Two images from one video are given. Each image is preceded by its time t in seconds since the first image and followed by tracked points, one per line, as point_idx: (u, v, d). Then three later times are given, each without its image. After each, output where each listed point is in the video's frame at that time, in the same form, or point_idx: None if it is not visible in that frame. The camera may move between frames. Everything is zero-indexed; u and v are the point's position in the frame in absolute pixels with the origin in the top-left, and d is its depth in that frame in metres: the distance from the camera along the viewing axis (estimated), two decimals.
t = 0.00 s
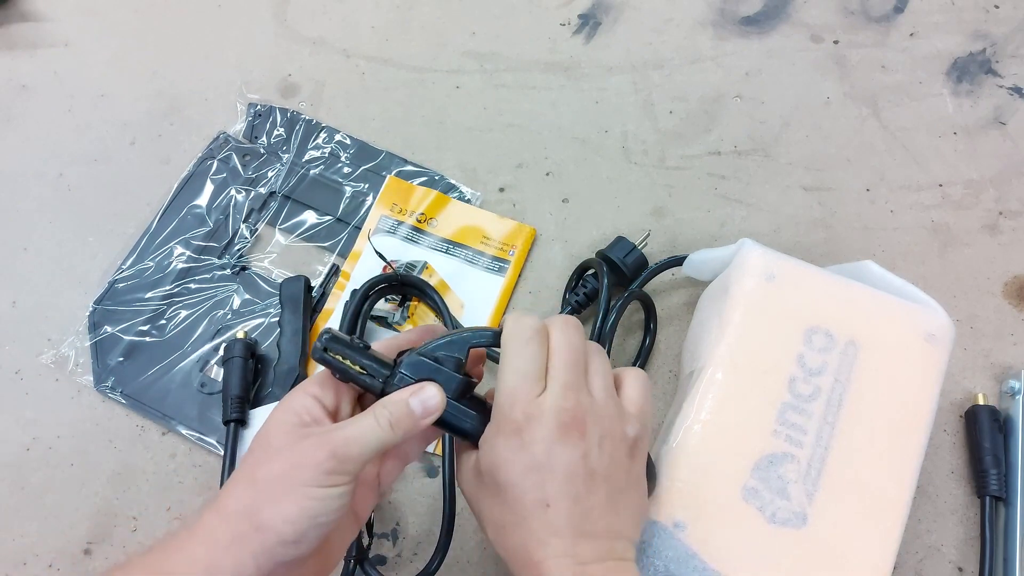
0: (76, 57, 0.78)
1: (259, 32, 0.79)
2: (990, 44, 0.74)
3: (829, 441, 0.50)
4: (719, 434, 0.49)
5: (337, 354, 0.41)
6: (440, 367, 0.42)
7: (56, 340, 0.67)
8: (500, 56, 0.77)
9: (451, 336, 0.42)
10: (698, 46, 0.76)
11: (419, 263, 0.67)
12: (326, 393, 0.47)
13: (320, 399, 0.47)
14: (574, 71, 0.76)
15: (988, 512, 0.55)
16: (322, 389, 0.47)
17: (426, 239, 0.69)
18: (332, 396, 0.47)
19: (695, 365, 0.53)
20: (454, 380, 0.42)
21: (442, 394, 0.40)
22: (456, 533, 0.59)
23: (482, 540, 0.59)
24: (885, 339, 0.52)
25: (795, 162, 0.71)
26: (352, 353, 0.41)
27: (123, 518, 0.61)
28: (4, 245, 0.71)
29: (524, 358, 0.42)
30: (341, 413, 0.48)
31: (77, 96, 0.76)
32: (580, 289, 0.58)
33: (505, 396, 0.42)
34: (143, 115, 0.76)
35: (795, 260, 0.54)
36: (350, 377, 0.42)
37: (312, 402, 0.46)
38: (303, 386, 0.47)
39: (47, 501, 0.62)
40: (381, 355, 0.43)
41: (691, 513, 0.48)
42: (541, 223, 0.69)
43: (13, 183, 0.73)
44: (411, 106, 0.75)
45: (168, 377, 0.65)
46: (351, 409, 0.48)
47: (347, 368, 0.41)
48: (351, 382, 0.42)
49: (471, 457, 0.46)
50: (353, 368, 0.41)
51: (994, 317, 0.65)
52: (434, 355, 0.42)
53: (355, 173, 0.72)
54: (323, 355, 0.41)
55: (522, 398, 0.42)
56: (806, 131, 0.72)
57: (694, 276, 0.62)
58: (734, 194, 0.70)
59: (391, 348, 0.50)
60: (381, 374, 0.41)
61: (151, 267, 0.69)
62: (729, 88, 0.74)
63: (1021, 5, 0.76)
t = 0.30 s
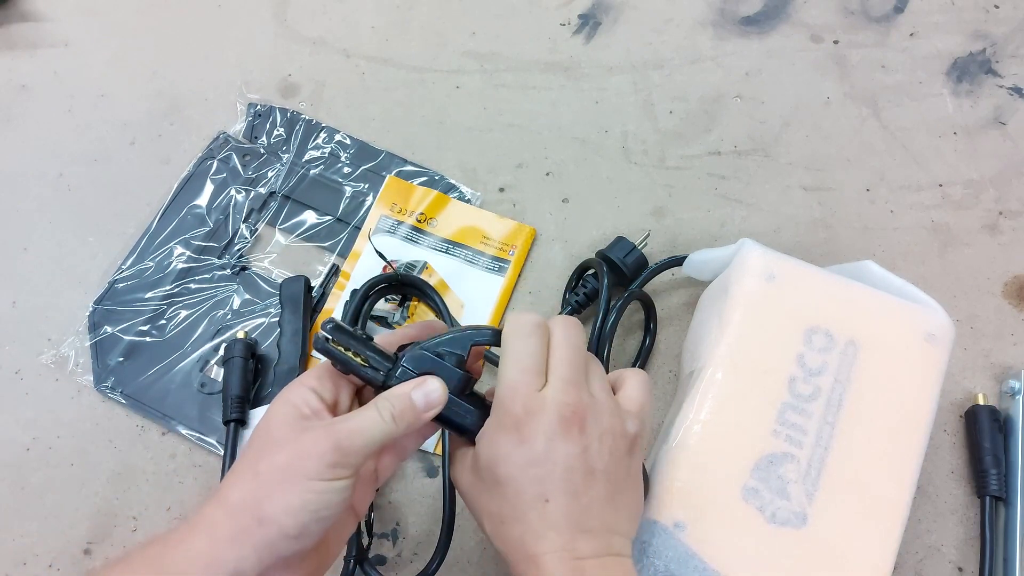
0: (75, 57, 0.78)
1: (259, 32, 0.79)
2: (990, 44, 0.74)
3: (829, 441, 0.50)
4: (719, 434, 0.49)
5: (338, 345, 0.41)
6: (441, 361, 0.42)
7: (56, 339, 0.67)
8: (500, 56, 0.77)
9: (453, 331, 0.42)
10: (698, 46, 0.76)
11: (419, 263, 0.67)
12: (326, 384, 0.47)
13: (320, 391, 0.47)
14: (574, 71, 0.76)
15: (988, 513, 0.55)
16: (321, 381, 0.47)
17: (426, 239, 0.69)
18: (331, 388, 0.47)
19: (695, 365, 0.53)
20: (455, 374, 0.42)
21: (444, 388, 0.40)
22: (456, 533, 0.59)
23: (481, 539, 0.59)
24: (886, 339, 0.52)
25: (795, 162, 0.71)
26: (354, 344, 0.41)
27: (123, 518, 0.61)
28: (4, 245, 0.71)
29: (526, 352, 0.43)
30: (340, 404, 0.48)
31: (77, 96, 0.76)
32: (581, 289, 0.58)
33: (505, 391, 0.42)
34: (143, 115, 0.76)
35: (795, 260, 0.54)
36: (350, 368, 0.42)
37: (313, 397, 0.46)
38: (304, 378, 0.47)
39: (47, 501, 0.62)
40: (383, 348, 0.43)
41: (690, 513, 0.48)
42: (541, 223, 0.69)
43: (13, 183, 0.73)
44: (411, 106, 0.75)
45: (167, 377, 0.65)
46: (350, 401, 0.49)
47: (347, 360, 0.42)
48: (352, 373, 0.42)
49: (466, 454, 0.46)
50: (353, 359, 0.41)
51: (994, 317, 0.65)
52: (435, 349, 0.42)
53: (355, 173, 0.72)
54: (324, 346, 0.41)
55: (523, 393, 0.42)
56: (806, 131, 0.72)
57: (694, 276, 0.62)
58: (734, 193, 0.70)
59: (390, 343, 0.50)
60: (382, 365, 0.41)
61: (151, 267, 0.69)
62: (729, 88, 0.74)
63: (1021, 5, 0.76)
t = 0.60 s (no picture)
0: (75, 57, 0.78)
1: (259, 31, 0.79)
2: (989, 44, 0.74)
3: (829, 441, 0.50)
4: (719, 434, 0.49)
5: (338, 346, 0.40)
6: (444, 364, 0.41)
7: (56, 340, 0.67)
8: (500, 56, 0.77)
9: (457, 334, 0.42)
10: (698, 46, 0.76)
11: (419, 262, 0.67)
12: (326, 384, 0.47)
13: (321, 391, 0.46)
14: (574, 71, 0.76)
15: (988, 512, 0.55)
16: (322, 381, 0.47)
17: (426, 239, 0.69)
18: (332, 389, 0.47)
19: (695, 365, 0.53)
20: (457, 376, 0.41)
21: (447, 392, 0.40)
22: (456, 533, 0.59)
23: (482, 539, 0.59)
24: (886, 339, 0.52)
25: (795, 162, 0.71)
26: (355, 346, 0.40)
27: (124, 518, 0.61)
28: (4, 245, 0.71)
29: (529, 354, 0.42)
30: (341, 406, 0.48)
31: (77, 96, 0.76)
32: (581, 289, 0.58)
33: (509, 393, 0.42)
34: (144, 115, 0.76)
35: (795, 260, 0.54)
36: (350, 368, 0.41)
37: (314, 396, 0.46)
38: (304, 377, 0.47)
39: (47, 501, 0.62)
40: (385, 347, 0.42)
41: (691, 513, 0.48)
42: (541, 223, 0.69)
43: (13, 183, 0.73)
44: (411, 106, 0.75)
45: (168, 378, 0.65)
46: (350, 403, 0.48)
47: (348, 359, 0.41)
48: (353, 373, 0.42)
49: (468, 454, 0.46)
50: (353, 360, 0.41)
51: (994, 317, 0.65)
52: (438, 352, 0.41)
53: (355, 173, 0.72)
54: (325, 347, 0.40)
55: (526, 391, 0.42)
56: (806, 131, 0.72)
57: (694, 276, 0.62)
58: (734, 193, 0.70)
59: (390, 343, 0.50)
60: (384, 368, 0.41)
61: (151, 267, 0.69)
62: (729, 88, 0.74)
63: (1021, 5, 0.76)
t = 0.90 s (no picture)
0: (75, 57, 0.78)
1: (259, 31, 0.79)
2: (990, 44, 0.74)
3: (829, 441, 0.50)
4: (718, 434, 0.49)
5: (323, 351, 0.40)
6: (427, 358, 0.42)
7: (56, 340, 0.67)
8: (500, 56, 0.77)
9: (435, 327, 0.42)
10: (698, 46, 0.76)
11: (418, 262, 0.67)
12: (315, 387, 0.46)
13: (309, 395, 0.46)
14: (574, 71, 0.76)
15: (988, 512, 0.55)
16: (309, 384, 0.46)
17: (426, 239, 0.69)
18: (320, 392, 0.46)
19: (695, 365, 0.53)
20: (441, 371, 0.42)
21: (431, 389, 0.40)
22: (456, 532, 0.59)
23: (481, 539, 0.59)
24: (886, 340, 0.52)
25: (795, 162, 0.71)
26: (339, 349, 0.40)
27: (124, 518, 0.61)
28: (4, 245, 0.71)
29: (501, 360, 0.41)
30: (329, 408, 0.47)
31: (77, 96, 0.76)
32: (580, 289, 0.58)
33: (484, 400, 0.41)
34: (144, 115, 0.76)
35: (795, 260, 0.54)
36: (336, 372, 0.41)
37: (303, 399, 0.45)
38: (293, 380, 0.46)
39: (47, 501, 0.62)
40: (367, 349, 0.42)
41: (690, 513, 0.48)
42: (541, 223, 0.69)
43: (13, 183, 0.73)
44: (411, 106, 0.75)
45: (168, 378, 0.65)
46: (338, 406, 0.47)
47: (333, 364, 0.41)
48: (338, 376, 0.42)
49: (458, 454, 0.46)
50: (339, 364, 0.41)
51: (994, 317, 0.65)
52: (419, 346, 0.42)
53: (355, 173, 0.72)
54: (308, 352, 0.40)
55: (501, 397, 0.41)
56: (806, 131, 0.72)
57: (694, 276, 0.62)
58: (734, 193, 0.70)
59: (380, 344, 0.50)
60: (369, 369, 0.41)
61: (150, 267, 0.69)
62: (729, 88, 0.74)
63: (1021, 5, 0.76)
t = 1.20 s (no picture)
0: (76, 56, 0.78)
1: (259, 31, 0.79)
2: (989, 44, 0.74)
3: (829, 441, 0.50)
4: (719, 434, 0.49)
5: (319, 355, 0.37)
6: (429, 367, 0.40)
7: (56, 340, 0.67)
8: (500, 56, 0.77)
9: (440, 337, 0.41)
10: (698, 46, 0.76)
11: (413, 258, 0.67)
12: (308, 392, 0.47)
13: (302, 402, 0.46)
14: (574, 71, 0.76)
15: (988, 512, 0.55)
16: (301, 391, 0.46)
17: (419, 234, 0.69)
18: (312, 399, 0.47)
19: (695, 365, 0.53)
20: (444, 378, 0.41)
21: (433, 399, 0.39)
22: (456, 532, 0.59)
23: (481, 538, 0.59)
24: (886, 339, 0.52)
25: (795, 162, 0.71)
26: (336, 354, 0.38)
27: (124, 518, 0.61)
28: (4, 245, 0.71)
29: (507, 353, 0.42)
30: (323, 415, 0.47)
31: (77, 96, 0.76)
32: (580, 288, 0.57)
33: (488, 394, 0.42)
34: (144, 115, 0.76)
35: (795, 260, 0.54)
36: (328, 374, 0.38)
37: (295, 405, 0.46)
38: (282, 386, 0.46)
39: (47, 500, 0.62)
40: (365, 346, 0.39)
41: (690, 513, 0.48)
42: (541, 223, 0.69)
43: (13, 183, 0.73)
44: (411, 106, 0.75)
45: (166, 383, 0.65)
46: (332, 410, 0.48)
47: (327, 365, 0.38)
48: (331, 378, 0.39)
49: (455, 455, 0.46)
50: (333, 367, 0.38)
51: (994, 317, 0.65)
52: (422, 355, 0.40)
53: (347, 171, 0.72)
54: (304, 358, 0.37)
55: (505, 392, 0.42)
56: (806, 131, 0.72)
57: (694, 276, 0.63)
58: (734, 193, 0.70)
59: (370, 338, 0.50)
60: (370, 372, 0.39)
61: (144, 274, 0.69)
62: (729, 88, 0.74)
63: (1021, 5, 0.76)
